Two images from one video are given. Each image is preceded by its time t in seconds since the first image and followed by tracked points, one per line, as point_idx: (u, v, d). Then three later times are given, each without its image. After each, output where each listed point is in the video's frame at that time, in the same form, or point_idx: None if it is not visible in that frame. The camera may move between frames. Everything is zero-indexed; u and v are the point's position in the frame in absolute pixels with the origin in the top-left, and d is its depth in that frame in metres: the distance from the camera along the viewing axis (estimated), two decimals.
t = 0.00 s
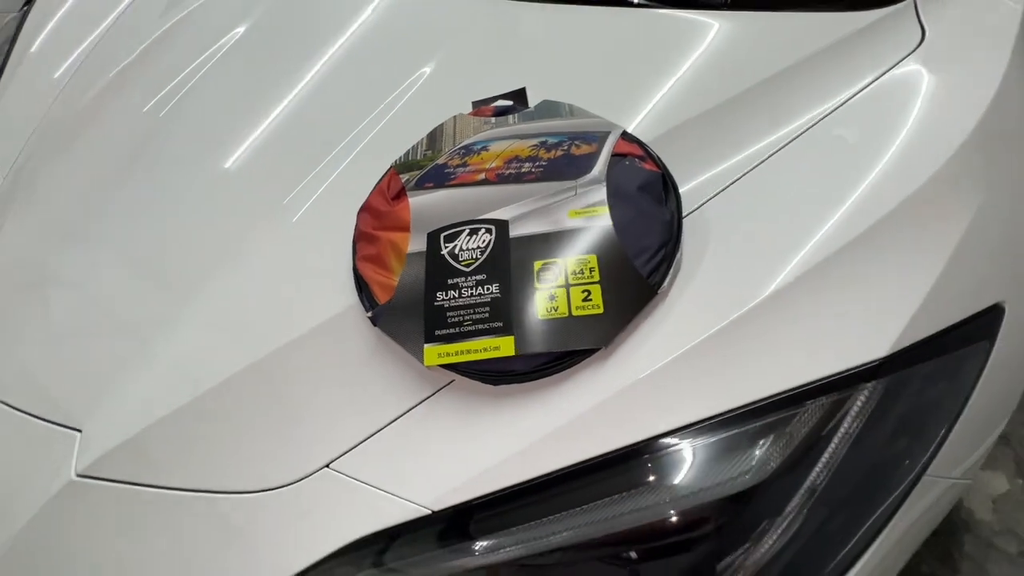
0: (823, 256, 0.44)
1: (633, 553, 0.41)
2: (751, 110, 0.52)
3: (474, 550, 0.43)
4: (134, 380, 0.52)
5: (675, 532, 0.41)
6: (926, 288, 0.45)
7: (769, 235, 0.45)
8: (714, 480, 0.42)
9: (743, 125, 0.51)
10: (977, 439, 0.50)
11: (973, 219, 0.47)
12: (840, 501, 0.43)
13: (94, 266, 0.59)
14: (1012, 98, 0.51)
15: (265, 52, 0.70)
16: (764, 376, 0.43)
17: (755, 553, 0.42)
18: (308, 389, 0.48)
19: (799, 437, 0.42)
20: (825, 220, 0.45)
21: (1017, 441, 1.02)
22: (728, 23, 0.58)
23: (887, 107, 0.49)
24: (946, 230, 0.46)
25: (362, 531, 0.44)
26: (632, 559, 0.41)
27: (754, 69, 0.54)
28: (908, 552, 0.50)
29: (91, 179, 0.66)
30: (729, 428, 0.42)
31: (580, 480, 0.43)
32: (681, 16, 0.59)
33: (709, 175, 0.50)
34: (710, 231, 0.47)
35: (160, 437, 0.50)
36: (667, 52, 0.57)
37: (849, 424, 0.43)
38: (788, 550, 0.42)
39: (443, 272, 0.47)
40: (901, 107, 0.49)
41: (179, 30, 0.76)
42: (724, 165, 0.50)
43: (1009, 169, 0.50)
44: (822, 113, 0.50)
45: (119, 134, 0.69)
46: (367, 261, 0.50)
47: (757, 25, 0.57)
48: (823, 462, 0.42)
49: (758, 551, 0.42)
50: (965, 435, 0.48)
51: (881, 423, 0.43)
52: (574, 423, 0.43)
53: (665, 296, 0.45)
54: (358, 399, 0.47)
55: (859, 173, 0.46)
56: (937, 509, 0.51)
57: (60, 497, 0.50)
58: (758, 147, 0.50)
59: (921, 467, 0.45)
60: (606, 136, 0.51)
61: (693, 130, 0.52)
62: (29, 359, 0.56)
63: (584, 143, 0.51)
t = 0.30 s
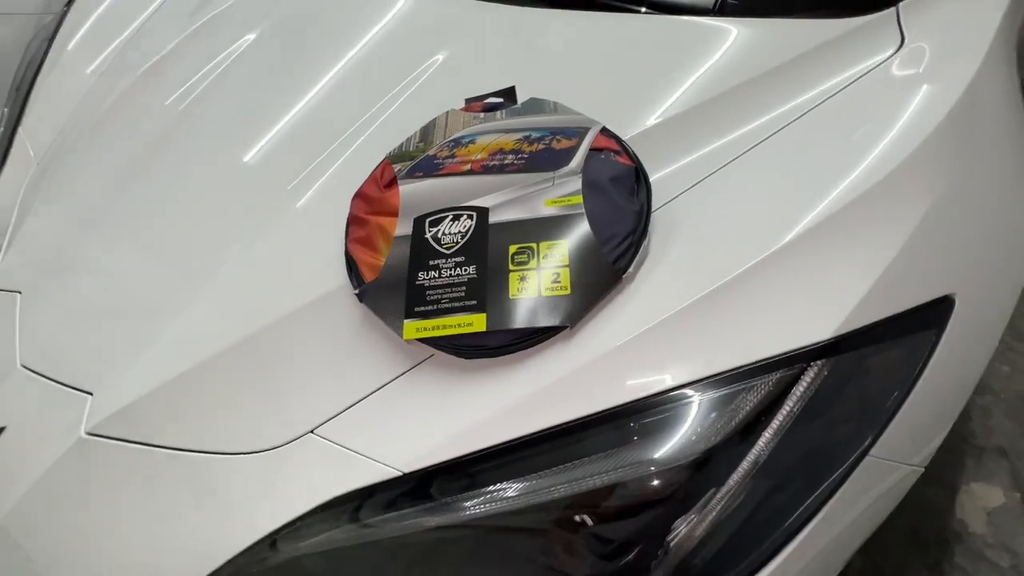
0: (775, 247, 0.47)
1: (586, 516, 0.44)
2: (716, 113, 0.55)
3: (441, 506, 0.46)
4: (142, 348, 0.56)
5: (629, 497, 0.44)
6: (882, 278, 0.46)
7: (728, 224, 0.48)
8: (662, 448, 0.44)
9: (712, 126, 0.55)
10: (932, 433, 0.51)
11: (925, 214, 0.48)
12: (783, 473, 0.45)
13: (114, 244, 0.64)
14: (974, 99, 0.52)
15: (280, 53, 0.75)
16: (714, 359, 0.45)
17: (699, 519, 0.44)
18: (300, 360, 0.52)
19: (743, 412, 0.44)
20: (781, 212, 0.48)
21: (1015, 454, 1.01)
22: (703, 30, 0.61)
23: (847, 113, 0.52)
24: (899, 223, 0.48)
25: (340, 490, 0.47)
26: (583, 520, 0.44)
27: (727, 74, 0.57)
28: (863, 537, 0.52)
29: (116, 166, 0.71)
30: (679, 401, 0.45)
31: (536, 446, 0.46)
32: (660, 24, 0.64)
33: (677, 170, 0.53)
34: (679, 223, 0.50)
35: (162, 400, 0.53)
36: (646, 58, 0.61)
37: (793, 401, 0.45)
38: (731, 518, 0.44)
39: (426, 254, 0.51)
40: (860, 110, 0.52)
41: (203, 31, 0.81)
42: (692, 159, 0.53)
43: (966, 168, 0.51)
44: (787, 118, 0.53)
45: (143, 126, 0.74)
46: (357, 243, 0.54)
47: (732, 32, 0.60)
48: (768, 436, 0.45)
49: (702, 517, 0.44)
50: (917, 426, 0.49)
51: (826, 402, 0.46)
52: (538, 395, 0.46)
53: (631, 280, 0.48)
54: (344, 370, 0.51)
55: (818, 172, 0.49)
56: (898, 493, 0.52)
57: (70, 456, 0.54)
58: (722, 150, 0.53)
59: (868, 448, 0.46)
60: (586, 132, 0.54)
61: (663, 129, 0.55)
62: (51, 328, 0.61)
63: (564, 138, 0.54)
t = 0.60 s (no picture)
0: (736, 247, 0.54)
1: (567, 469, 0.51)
2: (693, 131, 0.63)
3: (442, 456, 0.53)
4: (185, 316, 0.63)
5: (609, 451, 0.51)
6: (825, 275, 0.54)
7: (699, 225, 0.56)
8: (631, 410, 0.52)
9: (691, 141, 0.63)
10: (870, 412, 0.57)
11: (870, 224, 0.56)
12: (736, 437, 0.52)
13: (165, 228, 0.72)
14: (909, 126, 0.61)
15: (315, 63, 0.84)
16: (680, 338, 0.52)
17: (662, 473, 0.51)
18: (325, 332, 0.59)
19: (702, 382, 0.51)
20: (745, 217, 0.56)
21: (999, 464, 1.05)
22: (690, 58, 0.70)
23: (803, 138, 0.61)
24: (842, 230, 0.56)
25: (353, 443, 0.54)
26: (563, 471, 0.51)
27: (707, 96, 0.66)
28: (813, 506, 0.58)
29: (168, 159, 0.80)
30: (644, 370, 0.52)
31: (524, 407, 0.53)
32: (654, 49, 0.72)
33: (661, 176, 0.61)
34: (661, 223, 0.57)
35: (201, 362, 0.60)
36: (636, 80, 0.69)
37: (747, 375, 0.52)
38: (689, 473, 0.51)
39: (440, 242, 0.58)
40: (811, 138, 0.61)
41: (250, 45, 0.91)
42: (673, 167, 0.61)
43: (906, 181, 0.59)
44: (753, 142, 0.62)
45: (190, 125, 0.83)
46: (380, 231, 0.61)
47: (713, 61, 0.69)
48: (723, 404, 0.52)
49: (664, 471, 0.51)
50: (857, 403, 0.56)
51: (774, 377, 0.53)
52: (531, 364, 0.53)
53: (616, 269, 0.55)
54: (364, 341, 0.58)
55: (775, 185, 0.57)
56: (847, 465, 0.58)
57: (121, 408, 0.62)
58: (696, 161, 0.61)
59: (810, 419, 0.53)
60: (584, 140, 0.62)
61: (646, 142, 0.63)
62: (107, 299, 0.69)
63: (565, 145, 0.62)
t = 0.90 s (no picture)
0: (698, 249, 0.65)
1: (541, 416, 0.62)
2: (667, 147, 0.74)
3: (440, 405, 0.64)
4: (228, 288, 0.75)
5: (577, 402, 0.62)
6: (766, 272, 0.65)
7: (667, 225, 0.67)
8: (597, 368, 0.62)
9: (666, 155, 0.74)
10: (801, 381, 0.68)
11: (801, 229, 0.67)
12: (683, 395, 0.62)
13: (211, 215, 0.84)
14: (846, 148, 0.72)
15: (346, 81, 0.97)
16: (644, 314, 0.62)
17: (621, 422, 0.61)
18: (349, 305, 0.69)
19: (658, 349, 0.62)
20: (704, 219, 0.67)
21: (950, 465, 1.14)
22: (670, 85, 0.82)
23: (758, 157, 0.72)
24: (784, 233, 0.67)
25: (368, 394, 0.64)
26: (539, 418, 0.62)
27: (682, 118, 0.77)
28: (754, 459, 0.68)
29: (215, 156, 0.92)
30: (611, 338, 0.62)
31: (510, 366, 0.63)
32: (641, 76, 0.85)
33: (639, 184, 0.72)
34: (634, 223, 0.68)
35: (240, 325, 0.71)
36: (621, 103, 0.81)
37: (695, 345, 0.62)
38: (645, 423, 0.62)
39: (450, 231, 0.69)
40: (765, 157, 0.72)
41: (291, 65, 1.05)
42: (648, 178, 0.72)
43: (838, 197, 0.70)
44: (717, 162, 0.73)
45: (235, 129, 0.96)
46: (399, 221, 0.72)
47: (688, 89, 0.81)
48: (674, 367, 0.62)
49: (624, 420, 0.61)
50: (784, 372, 0.66)
51: (718, 348, 0.63)
52: (519, 333, 0.64)
53: (596, 259, 0.65)
54: (381, 312, 0.68)
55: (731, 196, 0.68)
56: (780, 427, 0.69)
57: (169, 364, 0.73)
58: (668, 173, 0.72)
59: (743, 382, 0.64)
60: (575, 152, 0.73)
61: (627, 155, 0.74)
62: (160, 273, 0.81)
63: (558, 156, 0.73)
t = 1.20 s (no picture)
0: (686, 242, 0.76)
1: (541, 376, 0.71)
2: (662, 157, 0.86)
3: (452, 367, 0.73)
4: (272, 261, 0.86)
5: (573, 365, 0.71)
6: (741, 264, 0.75)
7: (660, 223, 0.78)
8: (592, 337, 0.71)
9: (663, 164, 0.86)
10: (766, 359, 0.78)
11: (773, 229, 0.78)
12: (665, 364, 0.72)
13: (256, 198, 0.95)
14: (816, 164, 0.84)
15: (381, 89, 1.10)
16: (637, 294, 0.73)
17: (612, 384, 0.70)
18: (379, 277, 0.80)
19: (644, 323, 0.71)
20: (692, 219, 0.78)
21: (908, 465, 1.24)
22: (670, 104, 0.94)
23: (741, 168, 0.84)
24: (760, 232, 0.77)
25: (390, 355, 0.74)
26: (540, 380, 0.71)
27: (678, 133, 0.89)
28: (722, 426, 0.78)
29: (261, 147, 1.04)
30: (605, 313, 0.72)
31: (518, 334, 0.73)
32: (643, 95, 0.96)
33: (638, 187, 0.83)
34: (632, 220, 0.79)
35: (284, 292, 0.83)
36: (626, 119, 0.93)
37: (676, 321, 0.72)
38: (630, 386, 0.71)
39: (473, 219, 0.80)
40: (747, 168, 0.83)
41: (333, 73, 1.17)
42: (646, 183, 0.84)
43: (805, 206, 0.81)
44: (705, 172, 0.84)
45: (279, 126, 1.08)
46: (429, 208, 0.83)
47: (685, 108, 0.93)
48: (658, 339, 0.72)
49: (615, 383, 0.70)
50: (751, 348, 0.76)
51: (697, 325, 0.73)
52: (527, 307, 0.74)
53: (598, 249, 0.76)
54: (409, 285, 0.78)
55: (716, 200, 0.80)
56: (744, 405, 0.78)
57: (217, 322, 0.84)
58: (660, 181, 0.84)
59: (716, 354, 0.74)
60: (584, 158, 0.84)
61: (626, 163, 0.86)
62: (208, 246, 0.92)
63: (570, 160, 0.84)
